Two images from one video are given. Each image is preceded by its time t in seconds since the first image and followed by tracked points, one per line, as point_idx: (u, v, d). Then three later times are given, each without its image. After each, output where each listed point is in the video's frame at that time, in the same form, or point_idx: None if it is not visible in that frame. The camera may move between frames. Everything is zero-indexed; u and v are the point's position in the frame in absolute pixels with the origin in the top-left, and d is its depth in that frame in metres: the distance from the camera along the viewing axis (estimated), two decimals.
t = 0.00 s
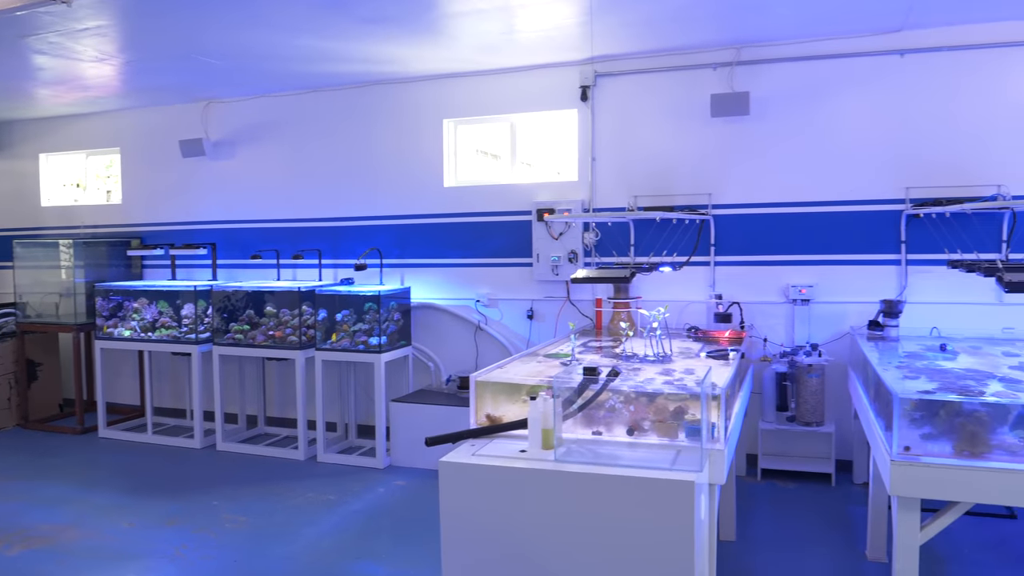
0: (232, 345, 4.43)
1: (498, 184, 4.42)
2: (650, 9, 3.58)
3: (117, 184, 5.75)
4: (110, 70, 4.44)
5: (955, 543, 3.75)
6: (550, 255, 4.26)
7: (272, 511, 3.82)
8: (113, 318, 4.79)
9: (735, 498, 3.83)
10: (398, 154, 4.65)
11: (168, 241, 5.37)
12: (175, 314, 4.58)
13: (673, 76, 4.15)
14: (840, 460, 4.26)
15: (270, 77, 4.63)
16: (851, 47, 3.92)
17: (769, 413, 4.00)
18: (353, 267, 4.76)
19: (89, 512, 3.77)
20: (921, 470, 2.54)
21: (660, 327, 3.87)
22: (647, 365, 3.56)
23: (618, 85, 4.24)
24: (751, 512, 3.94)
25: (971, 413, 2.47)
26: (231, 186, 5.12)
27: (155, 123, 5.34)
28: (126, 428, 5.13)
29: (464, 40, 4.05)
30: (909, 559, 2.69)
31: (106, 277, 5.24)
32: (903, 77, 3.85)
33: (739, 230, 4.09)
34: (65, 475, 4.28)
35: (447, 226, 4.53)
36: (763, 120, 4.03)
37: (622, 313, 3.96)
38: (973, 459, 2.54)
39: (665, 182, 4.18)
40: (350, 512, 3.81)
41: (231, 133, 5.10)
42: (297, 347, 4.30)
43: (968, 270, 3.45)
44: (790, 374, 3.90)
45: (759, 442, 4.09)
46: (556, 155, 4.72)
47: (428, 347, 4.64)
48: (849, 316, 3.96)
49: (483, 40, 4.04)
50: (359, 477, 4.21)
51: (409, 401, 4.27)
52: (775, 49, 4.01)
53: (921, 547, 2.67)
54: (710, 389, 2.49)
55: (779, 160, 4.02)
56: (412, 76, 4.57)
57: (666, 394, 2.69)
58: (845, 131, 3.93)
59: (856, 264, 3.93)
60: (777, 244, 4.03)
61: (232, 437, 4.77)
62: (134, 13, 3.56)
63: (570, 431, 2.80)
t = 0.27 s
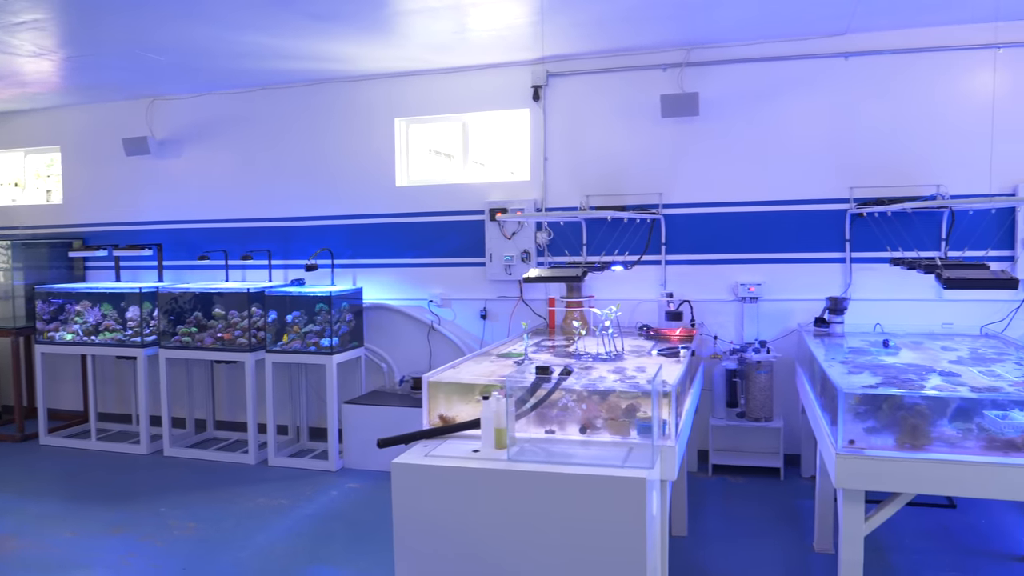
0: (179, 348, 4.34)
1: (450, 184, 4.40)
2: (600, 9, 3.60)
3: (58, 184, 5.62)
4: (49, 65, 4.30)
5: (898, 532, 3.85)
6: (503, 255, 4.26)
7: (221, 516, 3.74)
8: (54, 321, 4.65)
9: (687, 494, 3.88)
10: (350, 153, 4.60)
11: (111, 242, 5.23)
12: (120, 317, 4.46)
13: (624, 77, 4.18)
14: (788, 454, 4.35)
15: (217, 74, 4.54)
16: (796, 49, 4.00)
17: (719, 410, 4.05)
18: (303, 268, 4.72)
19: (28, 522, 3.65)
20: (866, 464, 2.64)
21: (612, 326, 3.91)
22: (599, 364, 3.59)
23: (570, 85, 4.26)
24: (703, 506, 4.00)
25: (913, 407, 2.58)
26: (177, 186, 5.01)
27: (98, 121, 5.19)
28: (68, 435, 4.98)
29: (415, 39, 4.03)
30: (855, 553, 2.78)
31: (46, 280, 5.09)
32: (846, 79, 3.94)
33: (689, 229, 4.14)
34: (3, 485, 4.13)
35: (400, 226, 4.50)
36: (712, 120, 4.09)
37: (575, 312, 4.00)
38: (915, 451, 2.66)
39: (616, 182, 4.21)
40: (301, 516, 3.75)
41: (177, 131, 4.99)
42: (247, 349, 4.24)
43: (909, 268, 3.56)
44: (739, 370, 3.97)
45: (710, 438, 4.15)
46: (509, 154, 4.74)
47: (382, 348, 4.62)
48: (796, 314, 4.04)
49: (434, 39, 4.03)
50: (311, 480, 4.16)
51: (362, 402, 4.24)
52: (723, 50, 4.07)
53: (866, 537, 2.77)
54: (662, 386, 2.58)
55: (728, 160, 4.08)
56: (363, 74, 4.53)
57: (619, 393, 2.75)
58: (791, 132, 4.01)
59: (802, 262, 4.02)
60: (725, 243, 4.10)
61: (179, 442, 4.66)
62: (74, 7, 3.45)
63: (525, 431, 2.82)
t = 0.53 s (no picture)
0: (131, 351, 4.27)
1: (408, 183, 4.38)
2: (555, 9, 3.62)
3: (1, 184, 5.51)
4: None
5: (850, 525, 3.93)
6: (461, 254, 4.26)
7: (175, 522, 3.67)
8: None
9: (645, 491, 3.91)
10: (307, 152, 4.56)
11: (60, 243, 5.10)
12: (69, 319, 4.35)
13: (581, 77, 4.21)
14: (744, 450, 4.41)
15: (169, 72, 4.46)
16: (748, 50, 4.06)
17: (676, 407, 4.12)
18: (258, 269, 4.67)
19: None
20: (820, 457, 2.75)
21: (570, 325, 3.94)
22: (556, 364, 3.61)
23: (526, 85, 4.27)
24: (660, 501, 4.06)
25: (863, 403, 2.68)
26: (129, 185, 4.91)
27: (45, 119, 5.06)
28: (14, 441, 4.84)
29: (371, 37, 4.01)
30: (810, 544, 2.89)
31: None
32: (798, 80, 4.02)
33: (645, 228, 4.18)
34: None
35: (357, 226, 4.47)
36: (668, 121, 4.14)
37: (532, 311, 4.02)
38: (866, 445, 2.77)
39: (574, 181, 4.24)
40: (258, 519, 3.70)
41: (128, 130, 4.90)
42: (201, 351, 4.15)
43: (860, 266, 3.65)
44: (695, 368, 4.04)
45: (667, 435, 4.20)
46: (468, 154, 4.75)
47: (340, 350, 4.58)
48: (751, 311, 4.11)
49: (390, 37, 4.01)
50: (267, 484, 4.12)
51: (320, 404, 4.21)
52: (677, 52, 4.13)
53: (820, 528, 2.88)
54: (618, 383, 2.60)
55: (683, 160, 4.13)
56: (319, 73, 4.50)
57: (577, 391, 2.78)
58: (744, 132, 4.07)
59: (757, 261, 4.08)
60: (681, 242, 4.14)
61: (132, 447, 4.57)
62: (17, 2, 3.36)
63: (483, 430, 2.84)
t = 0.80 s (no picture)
0: (87, 355, 4.18)
1: (370, 182, 4.42)
2: (518, 8, 3.65)
3: None
4: None
5: (811, 520, 3.99)
6: (425, 255, 4.31)
7: (133, 528, 3.61)
8: None
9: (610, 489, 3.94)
10: (269, 152, 4.56)
11: (12, 244, 4.98)
12: (24, 323, 4.28)
13: (544, 77, 4.27)
14: (707, 448, 4.47)
15: (128, 69, 4.40)
16: (708, 52, 4.12)
17: (640, 406, 4.18)
18: (219, 269, 4.64)
19: None
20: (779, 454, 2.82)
21: (534, 325, 3.98)
22: (521, 363, 3.63)
23: (490, 85, 4.33)
24: (624, 499, 4.09)
25: (822, 398, 2.77)
26: (84, 185, 4.82)
27: None
28: None
29: (333, 36, 4.00)
30: (771, 541, 2.96)
31: None
32: (759, 82, 4.08)
33: (609, 228, 4.23)
34: None
35: (319, 225, 4.50)
36: (630, 121, 4.20)
37: (497, 311, 4.05)
38: (824, 441, 2.83)
39: (538, 182, 4.30)
40: (219, 524, 3.65)
41: (83, 128, 4.81)
42: (160, 354, 4.13)
43: (819, 265, 3.72)
44: (659, 366, 4.07)
45: (631, 434, 4.27)
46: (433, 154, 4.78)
47: (303, 352, 4.59)
48: (713, 310, 4.16)
49: (353, 36, 4.00)
50: (228, 488, 4.07)
51: (283, 406, 4.19)
52: (640, 52, 4.19)
53: (781, 523, 2.95)
54: (580, 382, 2.60)
55: (643, 160, 4.20)
56: (282, 71, 4.48)
57: (540, 391, 2.77)
58: (705, 133, 4.13)
59: (719, 260, 4.13)
60: (643, 242, 4.20)
61: (89, 453, 4.48)
62: None
63: (447, 431, 2.83)
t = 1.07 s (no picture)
0: (48, 357, 4.12)
1: (340, 182, 4.44)
2: (486, 9, 3.66)
3: None
4: None
5: (777, 517, 4.04)
6: (393, 255, 4.34)
7: (96, 533, 3.55)
8: None
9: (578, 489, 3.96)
10: (236, 152, 4.54)
11: None
12: None
13: (514, 77, 4.31)
14: (675, 447, 4.52)
15: (91, 67, 4.34)
16: (674, 54, 4.20)
17: (609, 406, 4.23)
18: (183, 270, 4.61)
19: None
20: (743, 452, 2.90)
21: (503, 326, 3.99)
22: (489, 363, 3.65)
23: (459, 85, 4.37)
24: (593, 500, 4.10)
25: (786, 396, 2.85)
26: (46, 184, 4.75)
27: None
28: None
29: (301, 35, 3.98)
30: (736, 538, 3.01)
31: None
32: (726, 83, 4.15)
33: (578, 228, 4.27)
34: None
35: (285, 225, 4.50)
36: (598, 122, 4.26)
37: (465, 312, 4.11)
38: (788, 438, 2.91)
39: (507, 183, 4.34)
40: (184, 528, 3.61)
41: (44, 126, 4.74)
42: (124, 355, 4.06)
43: (783, 264, 3.77)
44: (627, 366, 4.17)
45: (601, 434, 4.31)
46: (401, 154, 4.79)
47: (270, 353, 4.59)
48: (680, 310, 4.22)
49: (320, 35, 3.98)
50: (194, 491, 4.03)
51: (249, 408, 4.17)
52: (607, 54, 4.25)
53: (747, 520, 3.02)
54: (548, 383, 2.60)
55: (611, 161, 4.25)
56: (249, 70, 4.47)
57: (509, 390, 2.77)
58: (672, 133, 4.20)
59: (686, 260, 4.19)
60: (611, 242, 4.25)
61: (50, 457, 4.41)
62: None
63: (415, 431, 2.84)
